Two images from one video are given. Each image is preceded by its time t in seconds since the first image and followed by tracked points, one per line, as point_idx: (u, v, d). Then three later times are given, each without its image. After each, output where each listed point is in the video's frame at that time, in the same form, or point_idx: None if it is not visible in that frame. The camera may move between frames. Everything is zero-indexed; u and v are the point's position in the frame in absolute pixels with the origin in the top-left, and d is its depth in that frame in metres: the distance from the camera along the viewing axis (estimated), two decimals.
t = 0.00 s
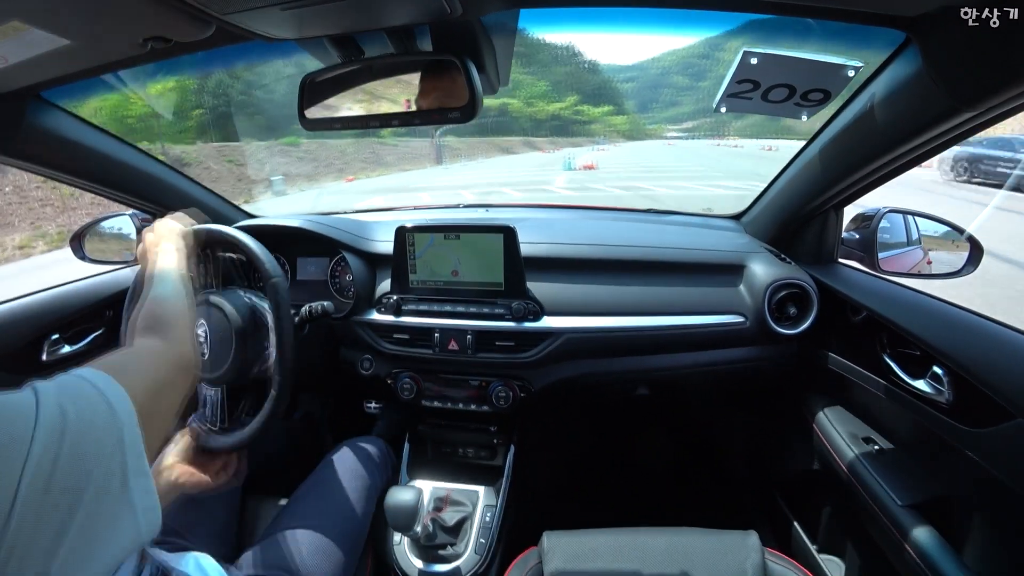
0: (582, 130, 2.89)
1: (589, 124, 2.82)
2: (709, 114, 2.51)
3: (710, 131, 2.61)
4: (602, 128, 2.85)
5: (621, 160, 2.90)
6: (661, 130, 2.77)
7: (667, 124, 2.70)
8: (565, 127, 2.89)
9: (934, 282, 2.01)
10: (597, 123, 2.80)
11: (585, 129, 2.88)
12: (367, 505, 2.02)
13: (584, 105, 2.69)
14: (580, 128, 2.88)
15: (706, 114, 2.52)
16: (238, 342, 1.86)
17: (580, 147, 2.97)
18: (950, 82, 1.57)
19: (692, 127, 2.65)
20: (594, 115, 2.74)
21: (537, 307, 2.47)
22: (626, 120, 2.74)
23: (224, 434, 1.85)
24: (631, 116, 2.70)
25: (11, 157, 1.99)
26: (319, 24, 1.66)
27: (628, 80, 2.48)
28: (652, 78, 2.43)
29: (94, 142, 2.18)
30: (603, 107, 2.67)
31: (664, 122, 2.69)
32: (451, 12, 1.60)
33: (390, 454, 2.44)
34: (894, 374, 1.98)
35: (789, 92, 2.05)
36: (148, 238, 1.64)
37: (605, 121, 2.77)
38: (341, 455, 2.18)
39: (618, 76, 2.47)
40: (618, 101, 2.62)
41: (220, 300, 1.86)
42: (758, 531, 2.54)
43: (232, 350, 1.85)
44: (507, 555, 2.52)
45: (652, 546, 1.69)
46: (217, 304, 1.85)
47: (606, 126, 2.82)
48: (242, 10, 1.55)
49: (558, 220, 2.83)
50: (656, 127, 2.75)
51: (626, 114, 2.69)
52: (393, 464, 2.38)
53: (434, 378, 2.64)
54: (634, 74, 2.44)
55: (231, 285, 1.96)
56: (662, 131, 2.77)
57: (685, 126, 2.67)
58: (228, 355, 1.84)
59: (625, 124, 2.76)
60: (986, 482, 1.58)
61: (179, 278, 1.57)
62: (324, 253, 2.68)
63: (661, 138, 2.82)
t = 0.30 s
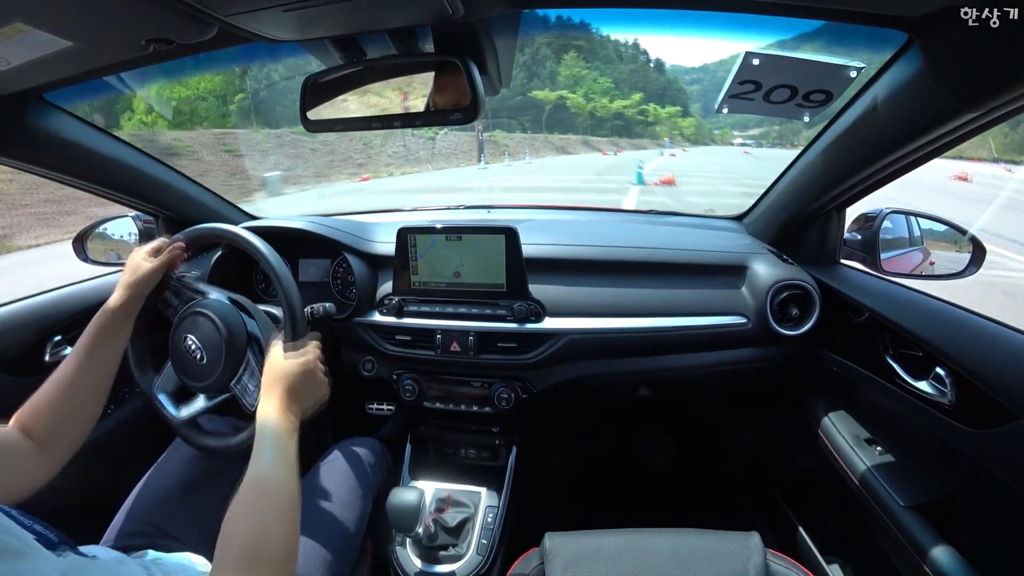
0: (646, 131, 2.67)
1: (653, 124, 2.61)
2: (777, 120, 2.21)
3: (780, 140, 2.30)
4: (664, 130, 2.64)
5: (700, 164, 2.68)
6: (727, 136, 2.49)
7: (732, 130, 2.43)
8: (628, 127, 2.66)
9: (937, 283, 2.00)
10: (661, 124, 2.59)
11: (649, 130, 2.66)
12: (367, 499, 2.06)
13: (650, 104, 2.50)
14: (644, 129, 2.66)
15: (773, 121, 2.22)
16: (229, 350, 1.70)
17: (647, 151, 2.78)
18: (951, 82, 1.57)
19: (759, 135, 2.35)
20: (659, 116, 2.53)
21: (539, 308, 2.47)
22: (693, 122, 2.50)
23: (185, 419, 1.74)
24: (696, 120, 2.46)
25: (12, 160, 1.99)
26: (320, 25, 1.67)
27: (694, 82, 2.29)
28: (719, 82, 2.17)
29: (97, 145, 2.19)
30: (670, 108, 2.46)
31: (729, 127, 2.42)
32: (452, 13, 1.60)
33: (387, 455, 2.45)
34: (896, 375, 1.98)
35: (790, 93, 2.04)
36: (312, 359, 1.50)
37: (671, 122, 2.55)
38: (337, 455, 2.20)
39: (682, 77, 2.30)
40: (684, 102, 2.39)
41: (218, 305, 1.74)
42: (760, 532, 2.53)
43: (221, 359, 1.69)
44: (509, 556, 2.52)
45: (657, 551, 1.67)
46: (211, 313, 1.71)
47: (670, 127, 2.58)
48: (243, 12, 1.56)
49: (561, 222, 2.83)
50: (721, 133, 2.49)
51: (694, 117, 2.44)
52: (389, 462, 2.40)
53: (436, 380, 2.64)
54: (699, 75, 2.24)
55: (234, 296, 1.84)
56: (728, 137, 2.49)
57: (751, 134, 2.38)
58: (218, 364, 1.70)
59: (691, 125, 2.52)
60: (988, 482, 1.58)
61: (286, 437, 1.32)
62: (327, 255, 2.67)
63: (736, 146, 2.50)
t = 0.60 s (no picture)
0: (624, 140, 2.73)
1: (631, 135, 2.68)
2: (750, 136, 2.39)
3: (751, 155, 2.50)
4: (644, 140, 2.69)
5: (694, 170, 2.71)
6: (703, 149, 2.60)
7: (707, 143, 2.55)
8: (606, 135, 2.73)
9: (941, 284, 2.00)
10: (640, 134, 2.63)
11: (628, 139, 2.71)
12: (347, 506, 2.04)
13: (631, 112, 2.53)
14: (622, 138, 2.71)
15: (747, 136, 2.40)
16: (229, 355, 1.69)
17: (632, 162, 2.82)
18: (953, 84, 1.57)
19: (733, 148, 2.51)
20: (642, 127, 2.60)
21: (543, 311, 2.47)
22: (673, 134, 2.59)
23: (175, 415, 1.72)
24: (674, 131, 2.56)
25: (17, 163, 2.00)
26: (323, 29, 1.67)
27: (670, 93, 2.40)
28: (694, 95, 2.32)
29: (101, 148, 2.19)
30: (651, 117, 2.51)
31: (705, 139, 2.53)
32: (455, 16, 1.61)
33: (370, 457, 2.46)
34: (900, 378, 1.98)
35: (793, 95, 2.05)
36: (308, 393, 1.55)
37: (653, 132, 2.60)
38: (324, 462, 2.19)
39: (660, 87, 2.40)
40: (662, 112, 2.47)
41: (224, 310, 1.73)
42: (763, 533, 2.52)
43: (221, 361, 1.69)
44: (513, 559, 2.51)
45: (662, 553, 1.67)
46: (218, 319, 1.70)
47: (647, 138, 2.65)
48: (246, 16, 1.56)
49: (564, 224, 2.82)
50: (697, 145, 2.60)
51: (675, 127, 2.53)
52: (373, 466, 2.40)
53: (439, 383, 2.63)
54: (675, 87, 2.35)
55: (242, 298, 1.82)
56: (704, 149, 2.60)
57: (726, 147, 2.53)
58: (220, 365, 1.70)
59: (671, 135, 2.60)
60: (992, 484, 1.57)
61: (274, 469, 1.40)
62: (330, 258, 2.67)
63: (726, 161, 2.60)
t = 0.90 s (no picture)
0: (599, 141, 2.78)
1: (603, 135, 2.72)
2: (721, 135, 2.46)
3: (723, 153, 2.58)
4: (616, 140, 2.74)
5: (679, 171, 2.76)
6: (677, 148, 2.63)
7: (681, 143, 2.58)
8: (579, 135, 2.76)
9: (941, 286, 2.00)
10: (615, 133, 2.67)
11: (602, 140, 2.76)
12: (343, 508, 2.03)
13: (607, 110, 2.55)
14: (597, 139, 2.76)
15: (717, 135, 2.46)
16: (230, 361, 1.70)
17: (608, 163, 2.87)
18: (953, 85, 1.57)
19: (705, 147, 2.56)
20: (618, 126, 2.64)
21: (542, 312, 2.47)
22: (647, 132, 2.63)
23: (193, 428, 1.70)
24: (649, 130, 2.59)
25: (15, 164, 2.00)
26: (322, 31, 1.67)
27: (642, 94, 2.44)
28: (665, 95, 2.38)
29: (99, 150, 2.19)
30: (627, 116, 2.55)
31: (677, 139, 2.56)
32: (454, 18, 1.60)
33: (368, 460, 2.44)
34: (899, 379, 1.98)
35: (792, 97, 2.05)
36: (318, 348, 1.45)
37: (627, 132, 2.65)
38: (328, 466, 2.18)
39: (631, 88, 2.44)
40: (637, 111, 2.51)
41: (217, 313, 1.73)
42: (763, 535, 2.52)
43: (223, 365, 1.69)
44: (512, 561, 2.51)
45: (659, 555, 1.67)
46: (217, 322, 1.71)
47: (620, 137, 2.70)
48: (245, 18, 1.56)
49: (564, 226, 2.83)
50: (671, 144, 2.63)
51: (652, 126, 2.57)
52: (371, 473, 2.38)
53: (439, 385, 2.64)
54: (646, 87, 2.40)
55: (231, 301, 1.84)
56: (677, 149, 2.63)
57: (698, 146, 2.57)
58: (221, 369, 1.69)
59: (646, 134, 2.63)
60: (993, 485, 1.57)
61: (286, 429, 1.33)
62: (330, 260, 2.67)
63: (715, 161, 2.64)
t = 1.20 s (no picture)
0: (580, 143, 2.73)
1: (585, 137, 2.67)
2: (701, 135, 2.48)
3: (703, 152, 2.58)
4: (598, 142, 2.70)
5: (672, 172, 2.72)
6: (658, 149, 2.63)
7: (662, 143, 2.58)
8: (561, 138, 2.70)
9: (940, 286, 2.00)
10: (597, 134, 2.63)
11: (583, 141, 2.71)
12: (340, 508, 2.01)
13: (590, 109, 2.50)
14: (578, 141, 2.71)
15: (698, 135, 2.48)
16: (229, 361, 1.70)
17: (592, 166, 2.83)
18: (952, 85, 1.56)
19: (685, 147, 2.57)
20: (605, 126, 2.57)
21: (541, 312, 2.47)
22: (631, 134, 2.60)
23: (193, 428, 1.70)
24: (633, 131, 2.57)
25: (14, 164, 2.00)
26: (320, 31, 1.67)
27: (623, 96, 2.42)
28: (644, 96, 2.38)
29: (98, 150, 2.19)
30: (611, 116, 2.51)
31: (658, 140, 2.56)
32: (453, 17, 1.60)
33: (366, 459, 2.43)
34: (897, 379, 1.98)
35: (791, 97, 2.05)
36: (317, 349, 1.44)
37: (611, 132, 2.61)
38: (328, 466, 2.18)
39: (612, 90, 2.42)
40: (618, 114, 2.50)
41: (216, 312, 1.73)
42: (763, 535, 2.52)
43: (222, 364, 1.69)
44: (511, 562, 2.50)
45: (656, 556, 1.66)
46: (215, 321, 1.71)
47: (602, 139, 2.66)
48: (243, 17, 1.56)
49: (563, 226, 2.82)
50: (653, 146, 2.62)
51: (638, 127, 2.53)
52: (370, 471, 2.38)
53: (438, 385, 2.64)
54: (626, 90, 2.39)
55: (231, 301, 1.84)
56: (659, 150, 2.63)
57: (677, 147, 2.58)
58: (220, 367, 1.69)
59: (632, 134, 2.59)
60: (993, 486, 1.56)
61: (283, 429, 1.33)
62: (330, 260, 2.67)
63: (714, 163, 2.60)
